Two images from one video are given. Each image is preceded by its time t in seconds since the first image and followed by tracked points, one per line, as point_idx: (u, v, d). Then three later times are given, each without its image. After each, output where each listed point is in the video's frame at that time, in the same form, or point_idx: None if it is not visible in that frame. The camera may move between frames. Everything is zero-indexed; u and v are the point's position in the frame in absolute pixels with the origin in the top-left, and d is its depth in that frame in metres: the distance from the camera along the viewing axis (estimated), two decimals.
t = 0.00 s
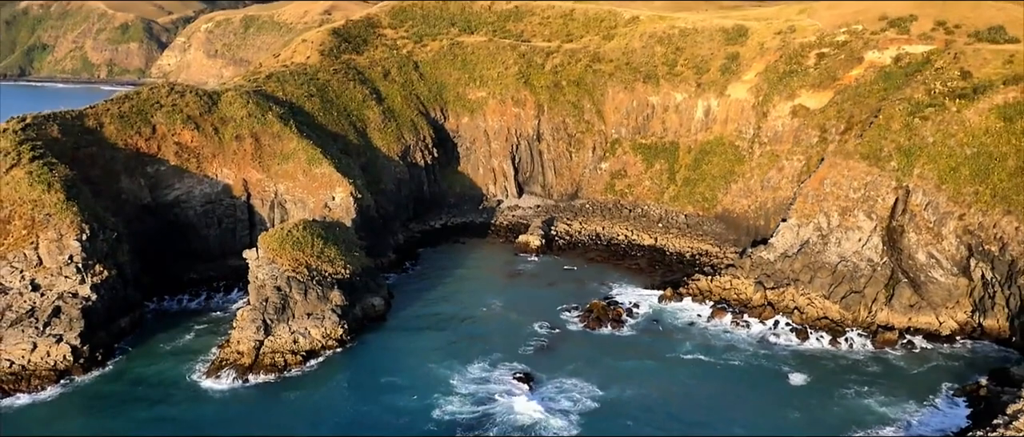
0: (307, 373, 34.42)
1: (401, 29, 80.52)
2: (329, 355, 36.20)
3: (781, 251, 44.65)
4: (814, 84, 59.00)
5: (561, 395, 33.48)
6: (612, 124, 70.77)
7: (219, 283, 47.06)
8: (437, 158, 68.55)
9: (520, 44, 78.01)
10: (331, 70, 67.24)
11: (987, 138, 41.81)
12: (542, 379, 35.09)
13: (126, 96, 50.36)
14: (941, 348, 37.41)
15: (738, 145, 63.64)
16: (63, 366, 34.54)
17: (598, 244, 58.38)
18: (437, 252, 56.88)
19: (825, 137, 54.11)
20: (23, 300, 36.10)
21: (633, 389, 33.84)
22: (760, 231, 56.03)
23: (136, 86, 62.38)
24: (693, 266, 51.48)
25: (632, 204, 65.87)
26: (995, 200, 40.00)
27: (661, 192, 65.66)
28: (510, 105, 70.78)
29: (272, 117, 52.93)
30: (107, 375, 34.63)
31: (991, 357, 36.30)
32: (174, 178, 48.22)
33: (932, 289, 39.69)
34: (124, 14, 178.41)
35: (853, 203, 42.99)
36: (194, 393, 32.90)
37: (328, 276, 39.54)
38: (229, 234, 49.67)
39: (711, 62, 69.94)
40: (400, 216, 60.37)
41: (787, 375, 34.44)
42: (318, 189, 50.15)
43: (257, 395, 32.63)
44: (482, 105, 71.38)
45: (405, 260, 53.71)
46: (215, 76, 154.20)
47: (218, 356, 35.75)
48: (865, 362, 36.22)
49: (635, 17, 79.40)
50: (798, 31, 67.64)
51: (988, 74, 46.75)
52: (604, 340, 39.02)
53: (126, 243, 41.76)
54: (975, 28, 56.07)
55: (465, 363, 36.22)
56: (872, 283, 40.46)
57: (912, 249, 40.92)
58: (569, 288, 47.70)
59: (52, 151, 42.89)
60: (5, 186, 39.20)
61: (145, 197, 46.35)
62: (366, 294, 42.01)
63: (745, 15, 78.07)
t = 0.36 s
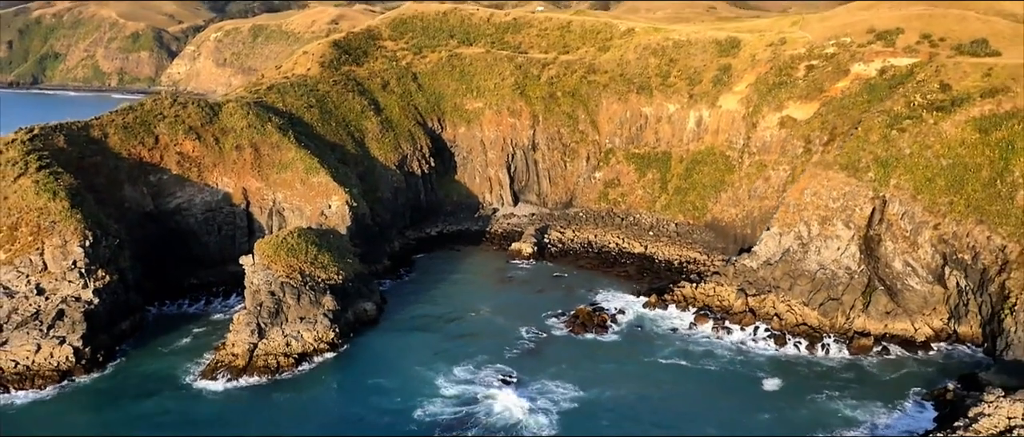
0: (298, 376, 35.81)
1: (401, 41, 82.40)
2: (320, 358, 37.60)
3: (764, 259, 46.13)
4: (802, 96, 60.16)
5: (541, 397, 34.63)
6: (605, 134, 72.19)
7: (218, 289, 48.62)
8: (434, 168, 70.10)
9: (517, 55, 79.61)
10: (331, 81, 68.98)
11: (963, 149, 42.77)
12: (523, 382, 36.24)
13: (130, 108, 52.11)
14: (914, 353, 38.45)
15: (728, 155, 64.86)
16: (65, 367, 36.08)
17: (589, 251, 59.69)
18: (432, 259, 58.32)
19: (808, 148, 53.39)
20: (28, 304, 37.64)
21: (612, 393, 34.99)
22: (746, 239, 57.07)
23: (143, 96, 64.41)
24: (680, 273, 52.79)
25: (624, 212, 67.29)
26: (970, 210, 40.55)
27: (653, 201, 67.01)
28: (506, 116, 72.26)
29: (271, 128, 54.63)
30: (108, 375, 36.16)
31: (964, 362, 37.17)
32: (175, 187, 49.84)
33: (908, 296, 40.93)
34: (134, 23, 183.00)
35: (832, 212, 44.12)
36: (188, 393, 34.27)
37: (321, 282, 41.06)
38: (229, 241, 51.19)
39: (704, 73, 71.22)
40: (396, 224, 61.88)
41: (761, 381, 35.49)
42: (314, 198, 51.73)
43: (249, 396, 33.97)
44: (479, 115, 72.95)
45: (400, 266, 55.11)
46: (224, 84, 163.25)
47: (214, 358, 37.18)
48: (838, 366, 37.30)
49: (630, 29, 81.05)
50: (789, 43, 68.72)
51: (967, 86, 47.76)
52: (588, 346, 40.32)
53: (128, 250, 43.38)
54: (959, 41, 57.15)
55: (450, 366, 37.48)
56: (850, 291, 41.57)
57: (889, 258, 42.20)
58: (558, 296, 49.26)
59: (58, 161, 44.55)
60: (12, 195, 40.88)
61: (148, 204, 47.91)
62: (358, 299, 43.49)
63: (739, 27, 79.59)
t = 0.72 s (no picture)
0: (288, 379, 37.35)
1: (401, 54, 84.70)
2: (311, 361, 39.18)
3: (745, 268, 47.66)
4: (787, 109, 61.60)
5: (519, 400, 35.98)
6: (598, 146, 73.95)
7: (218, 295, 50.46)
8: (431, 178, 71.95)
9: (513, 68, 81.55)
10: (330, 94, 71.09)
11: (935, 162, 44.12)
12: (504, 386, 37.62)
13: (135, 121, 54.19)
14: (887, 359, 39.50)
15: (717, 167, 66.31)
16: (68, 368, 37.82)
17: (579, 260, 61.29)
18: (426, 267, 60.07)
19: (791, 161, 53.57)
20: (34, 308, 39.49)
21: (588, 396, 36.40)
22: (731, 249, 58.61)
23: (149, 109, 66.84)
24: (665, 281, 54.34)
25: (615, 222, 68.89)
26: (939, 221, 41.73)
27: (643, 211, 68.61)
28: (501, 127, 74.15)
29: (270, 140, 56.65)
30: (108, 377, 37.87)
31: (933, 367, 38.27)
32: (177, 197, 51.85)
33: (881, 305, 42.04)
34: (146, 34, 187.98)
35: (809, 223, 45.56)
36: (183, 395, 35.87)
37: (313, 288, 42.92)
38: (229, 249, 53.15)
39: (695, 86, 72.80)
40: (392, 233, 63.65)
41: (733, 386, 36.72)
42: (311, 207, 53.71)
43: (239, 397, 35.53)
44: (474, 127, 74.88)
45: (393, 274, 56.78)
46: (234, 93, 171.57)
47: (209, 361, 38.84)
48: (809, 371, 38.55)
49: (624, 43, 83.00)
50: (778, 57, 70.02)
51: (943, 100, 49.01)
52: (569, 352, 41.80)
53: (130, 257, 45.38)
54: (940, 56, 58.51)
55: (434, 370, 38.98)
56: (825, 299, 42.82)
57: (863, 267, 43.36)
58: (545, 303, 50.76)
59: (65, 171, 46.54)
60: (20, 204, 42.86)
61: (151, 213, 49.92)
62: (349, 306, 45.24)
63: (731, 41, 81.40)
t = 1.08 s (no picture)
0: (281, 382, 39.03)
1: (401, 67, 87.03)
2: (304, 365, 40.90)
3: (727, 276, 49.15)
4: (774, 121, 63.07)
5: (500, 402, 37.55)
6: (592, 157, 75.73)
7: (218, 301, 52.27)
8: (428, 188, 73.88)
9: (511, 81, 83.44)
10: (330, 107, 73.23)
11: (910, 174, 45.42)
12: (486, 389, 39.11)
13: (141, 134, 56.31)
14: (860, 365, 40.72)
15: (707, 177, 67.75)
16: (72, 370, 39.60)
17: (570, 269, 63.02)
18: (421, 275, 61.86)
19: (774, 172, 55.00)
20: (41, 313, 41.40)
21: (567, 400, 37.90)
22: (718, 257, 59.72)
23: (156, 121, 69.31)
24: (652, 289, 55.91)
25: (607, 231, 70.48)
26: (912, 231, 43.00)
27: (635, 220, 70.20)
28: (497, 139, 76.10)
29: (270, 152, 58.66)
30: (109, 379, 39.69)
31: (904, 373, 39.37)
32: (180, 206, 53.87)
33: (856, 312, 43.45)
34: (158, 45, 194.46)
35: (788, 233, 47.12)
36: (180, 396, 37.58)
37: (308, 295, 44.82)
38: (229, 256, 55.08)
39: (687, 99, 74.26)
40: (389, 242, 65.47)
41: (707, 391, 38.09)
42: (308, 217, 55.64)
43: (233, 399, 37.23)
44: (471, 139, 76.81)
45: (388, 282, 58.47)
46: (244, 103, 179.60)
47: (206, 365, 40.58)
48: (783, 376, 39.89)
49: (619, 56, 84.83)
50: (768, 70, 71.43)
51: (921, 114, 50.25)
52: (552, 357, 43.42)
53: (133, 264, 47.38)
54: (923, 69, 59.82)
55: (421, 373, 40.59)
56: (801, 307, 44.18)
57: (839, 276, 44.92)
58: (534, 311, 52.40)
59: (72, 183, 48.62)
60: (30, 214, 44.94)
61: (154, 222, 51.96)
62: (343, 312, 47.06)
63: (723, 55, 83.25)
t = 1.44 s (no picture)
0: (278, 384, 40.57)
1: (403, 79, 89.19)
2: (300, 368, 42.42)
3: (714, 284, 50.34)
4: (765, 133, 64.32)
5: (486, 404, 38.94)
6: (589, 167, 77.30)
7: (220, 306, 53.94)
8: (428, 197, 75.59)
9: (511, 92, 85.16)
10: (333, 118, 75.24)
11: (891, 185, 46.53)
12: (475, 392, 40.49)
13: (148, 144, 58.29)
14: (840, 371, 41.73)
15: (702, 187, 69.05)
16: (79, 372, 41.31)
17: (565, 276, 64.44)
18: (419, 281, 63.38)
19: (762, 182, 55.75)
20: (50, 317, 43.17)
21: (552, 403, 39.21)
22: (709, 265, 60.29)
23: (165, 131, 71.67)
24: (643, 297, 57.23)
25: (603, 239, 71.85)
26: (892, 241, 44.08)
27: (630, 229, 71.62)
28: (496, 150, 77.74)
29: (273, 162, 60.47)
30: (114, 380, 41.37)
31: (882, 378, 40.36)
32: (185, 214, 55.79)
33: (838, 319, 44.55)
34: (172, 55, 202.19)
35: (772, 242, 48.46)
36: (181, 396, 39.19)
37: (306, 301, 46.42)
38: (232, 263, 56.91)
39: (683, 110, 75.60)
40: (388, 249, 67.07)
41: (688, 396, 39.44)
42: (309, 225, 57.40)
43: (231, 400, 38.80)
44: (471, 149, 78.51)
45: (386, 288, 59.95)
46: (254, 111, 184.42)
47: (207, 367, 42.20)
48: (763, 381, 41.04)
49: (618, 67, 86.44)
50: (762, 82, 72.67)
51: (905, 126, 51.33)
52: (540, 362, 44.83)
53: (138, 271, 49.21)
54: (911, 81, 60.92)
55: (412, 376, 42.02)
56: (785, 314, 45.33)
57: (821, 284, 46.02)
58: (526, 317, 53.77)
59: (81, 191, 50.57)
60: (40, 221, 46.86)
61: (160, 230, 53.81)
62: (340, 317, 48.62)
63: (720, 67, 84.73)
